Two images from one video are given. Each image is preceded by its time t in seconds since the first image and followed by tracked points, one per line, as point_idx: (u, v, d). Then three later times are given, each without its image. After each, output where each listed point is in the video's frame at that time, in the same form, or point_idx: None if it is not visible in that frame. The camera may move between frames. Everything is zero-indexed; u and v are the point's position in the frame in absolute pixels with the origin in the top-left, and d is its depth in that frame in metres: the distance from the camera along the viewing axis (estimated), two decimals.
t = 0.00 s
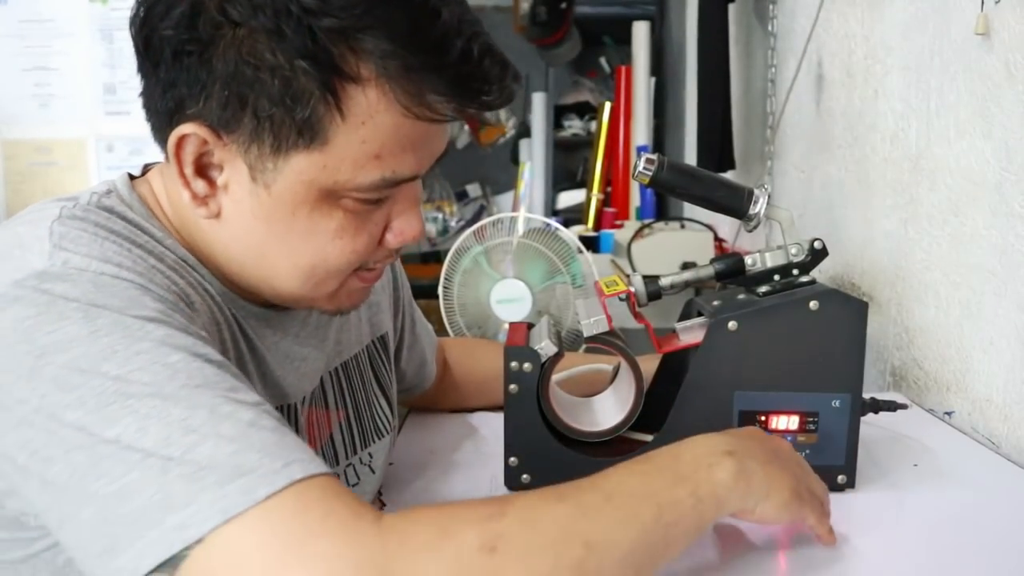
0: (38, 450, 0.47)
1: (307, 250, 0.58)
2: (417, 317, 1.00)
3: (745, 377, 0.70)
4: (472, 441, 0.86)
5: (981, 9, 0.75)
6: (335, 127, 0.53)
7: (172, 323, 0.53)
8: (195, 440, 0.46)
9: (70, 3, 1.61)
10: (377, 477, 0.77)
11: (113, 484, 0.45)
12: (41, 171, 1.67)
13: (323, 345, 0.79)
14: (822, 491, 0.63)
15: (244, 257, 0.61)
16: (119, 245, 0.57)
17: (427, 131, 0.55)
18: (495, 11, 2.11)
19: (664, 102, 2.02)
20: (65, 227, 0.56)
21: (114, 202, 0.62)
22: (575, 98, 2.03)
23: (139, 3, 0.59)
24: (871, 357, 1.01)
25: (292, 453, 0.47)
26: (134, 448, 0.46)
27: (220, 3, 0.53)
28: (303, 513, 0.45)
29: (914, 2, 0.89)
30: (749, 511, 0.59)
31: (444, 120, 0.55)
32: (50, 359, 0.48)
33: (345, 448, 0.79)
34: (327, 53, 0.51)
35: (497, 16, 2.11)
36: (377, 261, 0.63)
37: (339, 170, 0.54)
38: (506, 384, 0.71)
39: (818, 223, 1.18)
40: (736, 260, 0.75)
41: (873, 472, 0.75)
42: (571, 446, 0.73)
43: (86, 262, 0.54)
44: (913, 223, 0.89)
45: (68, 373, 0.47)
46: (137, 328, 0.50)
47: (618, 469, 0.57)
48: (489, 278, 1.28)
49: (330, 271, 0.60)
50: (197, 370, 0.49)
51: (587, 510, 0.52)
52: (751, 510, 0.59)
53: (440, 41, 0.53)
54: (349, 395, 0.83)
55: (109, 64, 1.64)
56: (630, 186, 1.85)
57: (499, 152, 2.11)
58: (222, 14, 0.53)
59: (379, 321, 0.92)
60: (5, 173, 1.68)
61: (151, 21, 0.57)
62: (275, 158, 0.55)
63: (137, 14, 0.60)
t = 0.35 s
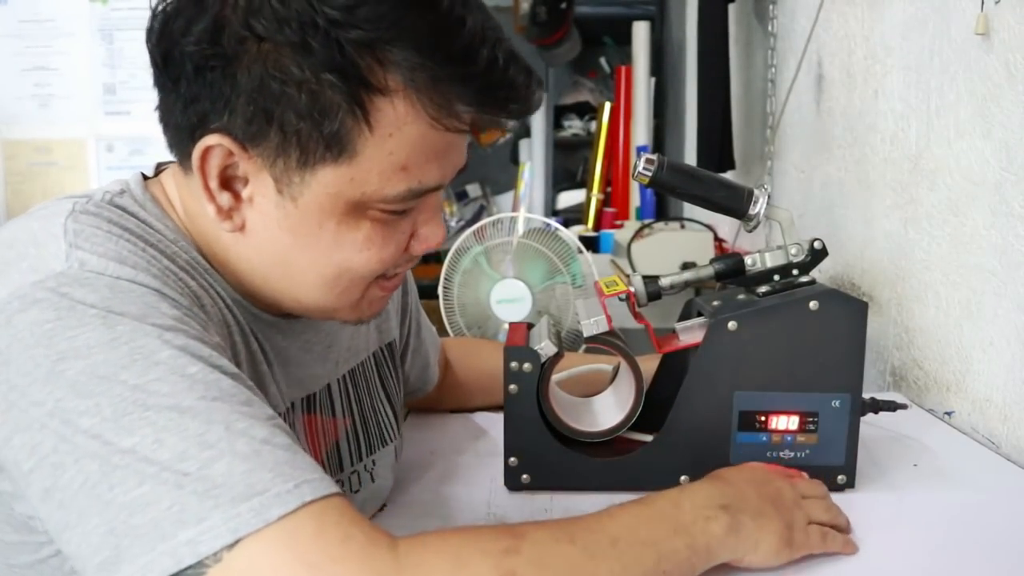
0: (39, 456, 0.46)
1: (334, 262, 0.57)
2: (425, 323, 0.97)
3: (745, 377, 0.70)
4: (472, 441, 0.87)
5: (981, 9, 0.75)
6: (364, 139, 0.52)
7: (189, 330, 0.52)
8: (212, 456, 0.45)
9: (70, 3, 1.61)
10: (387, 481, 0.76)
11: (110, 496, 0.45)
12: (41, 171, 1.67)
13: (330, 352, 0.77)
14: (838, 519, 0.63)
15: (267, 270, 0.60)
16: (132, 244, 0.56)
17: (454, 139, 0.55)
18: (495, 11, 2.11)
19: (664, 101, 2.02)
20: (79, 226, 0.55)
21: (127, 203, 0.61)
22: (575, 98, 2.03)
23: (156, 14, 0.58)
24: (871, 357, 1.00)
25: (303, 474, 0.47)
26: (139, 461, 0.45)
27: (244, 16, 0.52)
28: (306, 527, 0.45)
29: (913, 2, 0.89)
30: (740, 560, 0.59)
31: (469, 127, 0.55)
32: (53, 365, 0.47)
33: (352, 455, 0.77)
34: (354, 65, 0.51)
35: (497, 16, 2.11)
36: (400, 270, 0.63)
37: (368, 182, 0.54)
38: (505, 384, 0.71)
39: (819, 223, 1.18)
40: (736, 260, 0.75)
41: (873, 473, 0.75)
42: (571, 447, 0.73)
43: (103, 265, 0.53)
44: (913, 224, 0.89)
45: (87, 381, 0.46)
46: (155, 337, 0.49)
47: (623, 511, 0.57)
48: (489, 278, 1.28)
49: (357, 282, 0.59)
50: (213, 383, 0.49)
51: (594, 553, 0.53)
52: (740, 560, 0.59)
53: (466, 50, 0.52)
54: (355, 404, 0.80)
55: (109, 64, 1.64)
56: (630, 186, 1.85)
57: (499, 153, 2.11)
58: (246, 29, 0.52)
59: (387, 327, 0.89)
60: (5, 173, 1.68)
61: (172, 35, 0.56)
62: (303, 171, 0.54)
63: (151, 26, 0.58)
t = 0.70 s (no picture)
0: (22, 477, 0.46)
1: (349, 323, 0.56)
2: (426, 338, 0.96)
3: (745, 377, 0.70)
4: (474, 442, 0.87)
5: (981, 8, 0.75)
6: (387, 216, 0.51)
7: (175, 344, 0.52)
8: (205, 476, 0.45)
9: (70, 3, 1.61)
10: (387, 492, 0.75)
11: (98, 517, 0.44)
12: (42, 171, 1.67)
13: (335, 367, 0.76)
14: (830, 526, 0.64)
15: (277, 321, 0.59)
16: (114, 255, 0.56)
17: (480, 212, 0.54)
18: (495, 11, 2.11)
19: (664, 101, 2.03)
20: (58, 240, 0.55)
21: (114, 219, 0.61)
22: (574, 98, 2.03)
23: (164, 47, 0.54)
24: (871, 357, 1.01)
25: (298, 490, 0.47)
26: (128, 482, 0.44)
27: (263, 86, 0.49)
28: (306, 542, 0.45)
29: (913, 2, 0.89)
30: (739, 562, 0.59)
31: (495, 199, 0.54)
32: (35, 386, 0.47)
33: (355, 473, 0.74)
34: (382, 146, 0.49)
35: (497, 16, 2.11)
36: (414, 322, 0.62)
37: (388, 254, 0.53)
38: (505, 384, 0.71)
39: (819, 223, 1.18)
40: (736, 260, 0.75)
41: (873, 473, 0.75)
42: (572, 446, 0.73)
43: (81, 279, 0.53)
44: (913, 224, 0.89)
45: (70, 402, 0.46)
46: (140, 355, 0.49)
47: (626, 515, 0.58)
48: (489, 278, 1.28)
49: (370, 337, 0.59)
50: (204, 400, 0.48)
51: (602, 559, 0.54)
52: (740, 561, 0.59)
53: (499, 128, 0.51)
54: (359, 428, 0.78)
55: (109, 64, 1.64)
56: (630, 185, 1.85)
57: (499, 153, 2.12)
58: (266, 100, 0.49)
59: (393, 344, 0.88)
60: (5, 173, 1.67)
61: (184, 84, 0.52)
62: (321, 241, 0.52)
63: (161, 63, 0.54)
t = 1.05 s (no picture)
0: (12, 477, 0.46)
1: (322, 295, 0.55)
2: (428, 332, 0.97)
3: (745, 377, 0.70)
4: (473, 442, 0.87)
5: (982, 8, 0.75)
6: (340, 173, 0.50)
7: (160, 339, 0.51)
8: (194, 469, 0.45)
9: (71, 2, 1.61)
10: (384, 490, 0.75)
11: (89, 515, 0.44)
12: (42, 171, 1.67)
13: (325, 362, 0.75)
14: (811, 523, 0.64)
15: (254, 301, 0.59)
16: (91, 253, 0.55)
17: (446, 171, 0.52)
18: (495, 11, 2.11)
19: (665, 101, 2.03)
20: (34, 241, 0.55)
21: (92, 217, 0.60)
22: (575, 99, 2.03)
23: (122, 29, 0.56)
24: (871, 358, 1.01)
25: (289, 479, 0.47)
26: (118, 478, 0.44)
27: (203, 45, 0.50)
28: (299, 532, 0.45)
29: (913, 2, 0.89)
30: (705, 551, 0.60)
31: (460, 156, 0.52)
32: (20, 388, 0.47)
33: (352, 464, 0.74)
34: (325, 98, 0.48)
35: (498, 17, 2.11)
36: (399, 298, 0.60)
37: (350, 216, 0.52)
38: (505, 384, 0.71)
39: (818, 223, 1.18)
40: (736, 260, 0.75)
41: (873, 473, 0.75)
42: (572, 447, 0.73)
43: (58, 281, 0.52)
44: (914, 224, 0.89)
45: (56, 402, 0.46)
46: (125, 352, 0.48)
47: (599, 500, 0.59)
48: (489, 278, 1.28)
49: (349, 311, 0.58)
50: (190, 395, 0.48)
51: (576, 534, 0.54)
52: (706, 551, 0.60)
53: (449, 74, 0.50)
54: (358, 420, 0.78)
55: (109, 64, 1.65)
56: (631, 185, 1.85)
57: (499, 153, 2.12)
58: (207, 61, 0.50)
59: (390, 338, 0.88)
60: (5, 173, 1.67)
61: (139, 60, 0.53)
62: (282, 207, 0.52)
63: (119, 46, 0.56)
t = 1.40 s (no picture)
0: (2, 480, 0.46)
1: (292, 269, 0.55)
2: (421, 326, 0.99)
3: (745, 377, 0.70)
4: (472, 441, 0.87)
5: (982, 9, 0.75)
6: (301, 143, 0.50)
7: (143, 340, 0.50)
8: (181, 466, 0.45)
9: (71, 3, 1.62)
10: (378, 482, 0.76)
11: (79, 515, 0.44)
12: (42, 171, 1.67)
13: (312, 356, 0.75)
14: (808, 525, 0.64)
15: (231, 283, 0.58)
16: (72, 255, 0.54)
17: (407, 138, 0.52)
18: (496, 11, 2.11)
19: (665, 101, 2.03)
20: (15, 246, 0.55)
21: (72, 219, 0.60)
22: (575, 98, 2.04)
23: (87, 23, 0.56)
24: (871, 358, 1.01)
25: (273, 475, 0.46)
26: (107, 478, 0.45)
27: (160, 23, 0.50)
28: (290, 527, 0.45)
29: (914, 2, 0.89)
30: (705, 554, 0.60)
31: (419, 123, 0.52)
32: (4, 392, 0.47)
33: (342, 458, 0.76)
34: (280, 67, 0.49)
35: (498, 16, 2.11)
36: (371, 275, 0.60)
37: (314, 188, 0.52)
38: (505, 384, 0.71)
39: (819, 223, 1.18)
40: (736, 260, 0.75)
41: (873, 473, 0.75)
42: (572, 447, 0.73)
43: (39, 285, 0.51)
44: (913, 224, 0.89)
45: (42, 404, 0.46)
46: (110, 351, 0.48)
47: (598, 501, 0.59)
48: (489, 278, 1.28)
49: (320, 287, 0.58)
50: (175, 393, 0.47)
51: (567, 531, 0.54)
52: (706, 553, 0.60)
53: (400, 40, 0.50)
54: (348, 410, 0.78)
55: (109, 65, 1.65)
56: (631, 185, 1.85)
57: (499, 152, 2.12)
58: (165, 38, 0.50)
59: (381, 334, 0.88)
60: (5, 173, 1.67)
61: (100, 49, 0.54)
62: (248, 182, 0.52)
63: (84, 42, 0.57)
